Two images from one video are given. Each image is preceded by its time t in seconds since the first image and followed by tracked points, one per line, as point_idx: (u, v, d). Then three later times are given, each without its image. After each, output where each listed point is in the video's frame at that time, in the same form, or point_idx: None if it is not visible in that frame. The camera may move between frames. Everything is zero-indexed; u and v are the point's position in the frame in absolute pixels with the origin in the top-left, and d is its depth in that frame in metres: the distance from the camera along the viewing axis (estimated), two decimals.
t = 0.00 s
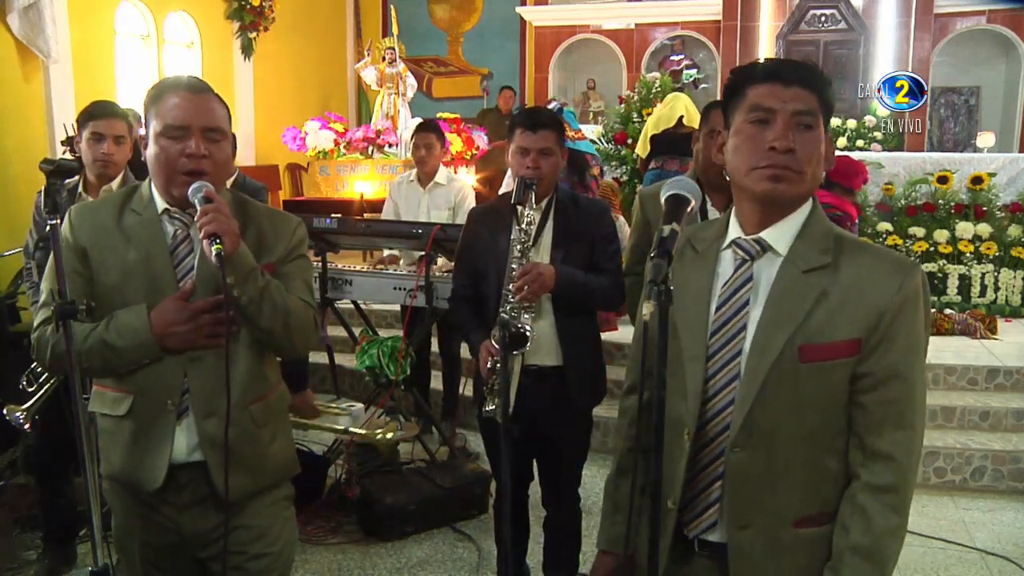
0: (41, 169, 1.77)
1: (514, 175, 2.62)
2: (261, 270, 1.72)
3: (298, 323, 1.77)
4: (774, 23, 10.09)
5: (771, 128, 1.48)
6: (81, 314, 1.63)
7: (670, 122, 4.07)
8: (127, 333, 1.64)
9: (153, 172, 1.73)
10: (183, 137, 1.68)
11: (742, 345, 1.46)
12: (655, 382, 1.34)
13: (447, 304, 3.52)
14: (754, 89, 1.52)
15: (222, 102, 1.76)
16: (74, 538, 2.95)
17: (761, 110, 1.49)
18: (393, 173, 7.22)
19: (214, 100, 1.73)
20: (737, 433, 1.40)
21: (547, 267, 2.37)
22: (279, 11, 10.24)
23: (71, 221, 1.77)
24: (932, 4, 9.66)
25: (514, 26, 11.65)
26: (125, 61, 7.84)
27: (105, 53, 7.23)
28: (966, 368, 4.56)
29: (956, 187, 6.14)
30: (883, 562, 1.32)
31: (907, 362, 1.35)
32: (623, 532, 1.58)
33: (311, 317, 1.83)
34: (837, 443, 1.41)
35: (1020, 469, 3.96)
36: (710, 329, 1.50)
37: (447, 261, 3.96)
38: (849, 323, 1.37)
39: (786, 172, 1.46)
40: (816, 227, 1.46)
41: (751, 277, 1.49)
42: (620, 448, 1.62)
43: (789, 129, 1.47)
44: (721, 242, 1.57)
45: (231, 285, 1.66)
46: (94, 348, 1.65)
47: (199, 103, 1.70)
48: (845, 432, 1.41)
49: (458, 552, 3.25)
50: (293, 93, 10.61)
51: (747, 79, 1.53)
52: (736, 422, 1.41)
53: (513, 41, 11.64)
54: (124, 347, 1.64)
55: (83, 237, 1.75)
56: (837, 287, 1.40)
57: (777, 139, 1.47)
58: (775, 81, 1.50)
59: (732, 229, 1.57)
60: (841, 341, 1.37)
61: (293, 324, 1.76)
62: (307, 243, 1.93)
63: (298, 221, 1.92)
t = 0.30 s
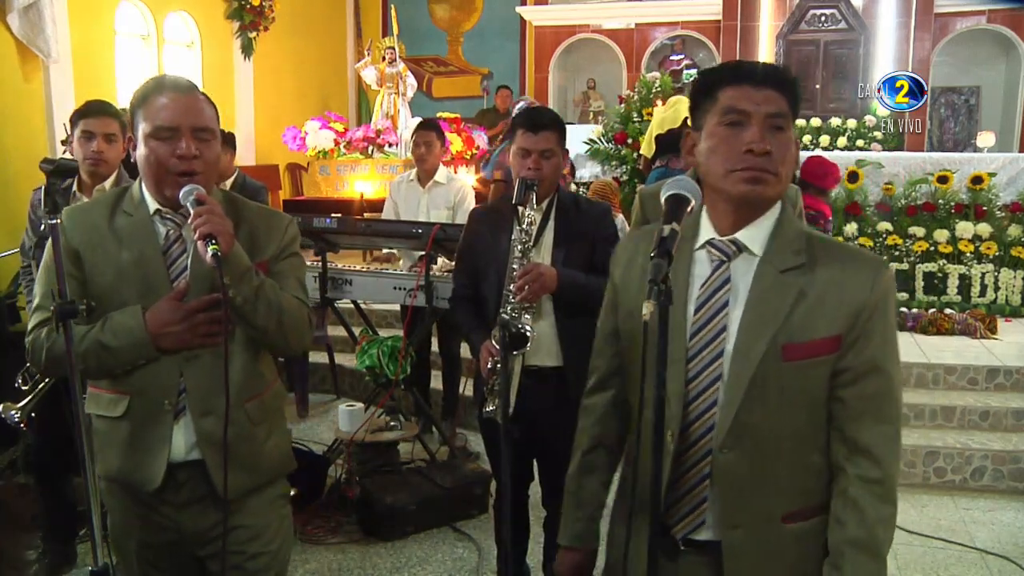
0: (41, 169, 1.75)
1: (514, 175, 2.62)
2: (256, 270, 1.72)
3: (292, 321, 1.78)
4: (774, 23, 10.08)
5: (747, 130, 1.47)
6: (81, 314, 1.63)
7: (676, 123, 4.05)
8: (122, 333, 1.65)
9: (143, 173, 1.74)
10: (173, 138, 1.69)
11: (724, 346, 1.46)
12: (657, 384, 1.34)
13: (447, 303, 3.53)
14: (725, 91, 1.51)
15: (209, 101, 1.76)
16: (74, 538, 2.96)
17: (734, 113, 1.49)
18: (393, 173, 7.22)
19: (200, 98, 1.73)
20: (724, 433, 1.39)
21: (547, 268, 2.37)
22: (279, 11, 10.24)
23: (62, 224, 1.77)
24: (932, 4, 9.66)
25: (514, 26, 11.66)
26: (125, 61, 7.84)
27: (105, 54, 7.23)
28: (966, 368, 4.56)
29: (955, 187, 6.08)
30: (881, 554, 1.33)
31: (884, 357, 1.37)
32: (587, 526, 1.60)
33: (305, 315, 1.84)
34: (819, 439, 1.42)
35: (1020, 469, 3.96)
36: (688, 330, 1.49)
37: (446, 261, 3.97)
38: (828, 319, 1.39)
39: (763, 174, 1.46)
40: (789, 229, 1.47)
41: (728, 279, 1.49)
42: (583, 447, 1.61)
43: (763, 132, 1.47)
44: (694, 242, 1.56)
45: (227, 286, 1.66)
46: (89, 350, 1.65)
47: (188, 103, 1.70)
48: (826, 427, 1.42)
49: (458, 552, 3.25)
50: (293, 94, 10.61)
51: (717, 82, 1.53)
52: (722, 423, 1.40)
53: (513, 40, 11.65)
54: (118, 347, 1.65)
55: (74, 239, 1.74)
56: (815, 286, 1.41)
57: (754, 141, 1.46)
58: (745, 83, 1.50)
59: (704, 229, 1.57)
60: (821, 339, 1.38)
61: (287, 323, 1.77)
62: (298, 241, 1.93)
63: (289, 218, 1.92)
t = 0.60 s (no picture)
0: (42, 170, 1.75)
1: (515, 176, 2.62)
2: (253, 270, 1.72)
3: (290, 321, 1.78)
4: (774, 23, 10.05)
5: (683, 126, 1.48)
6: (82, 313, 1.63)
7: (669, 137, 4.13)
8: (120, 331, 1.65)
9: (139, 173, 1.74)
10: (171, 139, 1.69)
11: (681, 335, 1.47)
12: (657, 388, 1.35)
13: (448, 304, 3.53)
14: (659, 89, 1.52)
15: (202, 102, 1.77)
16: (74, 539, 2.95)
17: (670, 110, 1.49)
18: (393, 173, 7.22)
19: (193, 98, 1.74)
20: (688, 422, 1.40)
21: (547, 269, 2.33)
22: (279, 11, 10.24)
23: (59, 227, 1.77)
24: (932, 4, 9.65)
25: (514, 26, 11.67)
26: (125, 61, 7.84)
27: (105, 54, 7.23)
28: (966, 368, 4.56)
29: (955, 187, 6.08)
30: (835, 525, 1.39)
31: (830, 338, 1.42)
32: (536, 527, 1.55)
33: (303, 316, 1.84)
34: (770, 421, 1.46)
35: (1020, 469, 3.96)
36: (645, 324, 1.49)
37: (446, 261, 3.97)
38: (780, 304, 1.42)
39: (702, 167, 1.46)
40: (732, 221, 1.50)
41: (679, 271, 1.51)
42: (527, 445, 1.58)
43: (699, 126, 1.47)
44: (640, 237, 1.56)
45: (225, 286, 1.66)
46: (87, 349, 1.66)
47: (181, 103, 1.70)
48: (777, 410, 1.45)
49: (458, 552, 3.25)
50: (293, 94, 10.61)
51: (652, 80, 1.54)
52: (687, 412, 1.40)
53: (513, 41, 11.66)
54: (116, 346, 1.65)
55: (73, 240, 1.74)
56: (764, 273, 1.44)
57: (690, 136, 1.47)
58: (677, 81, 1.51)
59: (647, 223, 1.58)
60: (773, 324, 1.41)
61: (285, 323, 1.77)
62: (296, 241, 1.93)
63: (287, 219, 1.91)
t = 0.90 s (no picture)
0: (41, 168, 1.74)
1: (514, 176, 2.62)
2: (245, 274, 1.72)
3: (283, 323, 1.78)
4: (774, 23, 10.06)
5: (637, 131, 1.55)
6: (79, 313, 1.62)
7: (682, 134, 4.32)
8: (111, 332, 1.65)
9: (131, 173, 1.74)
10: (163, 138, 1.69)
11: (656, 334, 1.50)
12: (659, 389, 1.35)
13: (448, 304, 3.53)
14: (605, 100, 1.59)
15: (196, 102, 1.77)
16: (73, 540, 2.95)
17: (621, 118, 1.56)
18: (393, 173, 7.22)
19: (188, 99, 1.74)
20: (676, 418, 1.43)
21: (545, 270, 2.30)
22: (279, 11, 10.24)
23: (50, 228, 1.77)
24: (932, 4, 9.64)
25: (514, 26, 11.67)
26: (125, 60, 7.83)
27: (104, 54, 7.23)
28: (966, 368, 4.56)
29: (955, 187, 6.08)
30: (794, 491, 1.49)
31: (783, 322, 1.52)
32: (523, 550, 1.52)
33: (296, 316, 1.84)
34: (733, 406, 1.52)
35: (1020, 469, 3.96)
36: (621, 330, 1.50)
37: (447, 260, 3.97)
38: (742, 295, 1.48)
39: (662, 171, 1.53)
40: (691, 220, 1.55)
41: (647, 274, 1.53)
42: (509, 467, 1.53)
43: (652, 132, 1.55)
44: (603, 244, 1.56)
45: (216, 292, 1.65)
46: (80, 348, 1.66)
47: (177, 104, 1.71)
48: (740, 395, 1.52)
49: (458, 552, 3.25)
50: (293, 94, 10.62)
51: (596, 92, 1.61)
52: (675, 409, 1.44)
53: (513, 41, 11.67)
54: (107, 345, 1.65)
55: (66, 239, 1.74)
56: (726, 267, 1.50)
57: (645, 140, 1.54)
58: (623, 89, 1.58)
59: (606, 229, 1.58)
60: (739, 314, 1.48)
61: (278, 325, 1.77)
62: (290, 240, 1.92)
63: (280, 219, 1.91)
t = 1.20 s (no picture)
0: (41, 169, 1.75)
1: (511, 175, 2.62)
2: (242, 274, 1.72)
3: (280, 324, 1.78)
4: (774, 23, 10.06)
5: (641, 128, 1.55)
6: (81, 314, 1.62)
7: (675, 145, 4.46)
8: (107, 332, 1.65)
9: (129, 171, 1.73)
10: (158, 136, 1.69)
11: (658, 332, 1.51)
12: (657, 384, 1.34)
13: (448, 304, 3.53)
14: (610, 96, 1.59)
15: (194, 101, 1.78)
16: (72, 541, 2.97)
17: (626, 114, 1.56)
18: (393, 173, 7.23)
19: (187, 99, 1.75)
20: (677, 415, 1.44)
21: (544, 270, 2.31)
22: (279, 11, 10.25)
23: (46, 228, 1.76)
24: (932, 4, 9.64)
25: (514, 26, 11.67)
26: (124, 60, 7.83)
27: (105, 54, 7.23)
28: (965, 368, 4.56)
29: (955, 187, 6.08)
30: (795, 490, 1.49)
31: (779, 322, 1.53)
32: (541, 550, 1.49)
33: (292, 317, 1.84)
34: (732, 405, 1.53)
35: (1020, 469, 3.96)
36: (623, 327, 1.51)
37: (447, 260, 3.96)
38: (741, 295, 1.49)
39: (666, 167, 1.53)
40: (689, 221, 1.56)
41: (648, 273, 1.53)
42: (518, 464, 1.51)
43: (656, 129, 1.55)
44: (603, 241, 1.56)
45: (213, 291, 1.65)
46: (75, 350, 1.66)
47: (176, 103, 1.71)
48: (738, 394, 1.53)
49: (458, 552, 3.25)
50: (293, 95, 10.62)
51: (600, 88, 1.61)
52: (678, 406, 1.44)
53: (513, 41, 11.66)
54: (103, 345, 1.65)
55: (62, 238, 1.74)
56: (725, 266, 1.51)
57: (650, 137, 1.54)
58: (629, 86, 1.59)
59: (607, 227, 1.58)
60: (738, 313, 1.49)
61: (274, 325, 1.77)
62: (285, 242, 1.94)
63: (276, 220, 1.93)
